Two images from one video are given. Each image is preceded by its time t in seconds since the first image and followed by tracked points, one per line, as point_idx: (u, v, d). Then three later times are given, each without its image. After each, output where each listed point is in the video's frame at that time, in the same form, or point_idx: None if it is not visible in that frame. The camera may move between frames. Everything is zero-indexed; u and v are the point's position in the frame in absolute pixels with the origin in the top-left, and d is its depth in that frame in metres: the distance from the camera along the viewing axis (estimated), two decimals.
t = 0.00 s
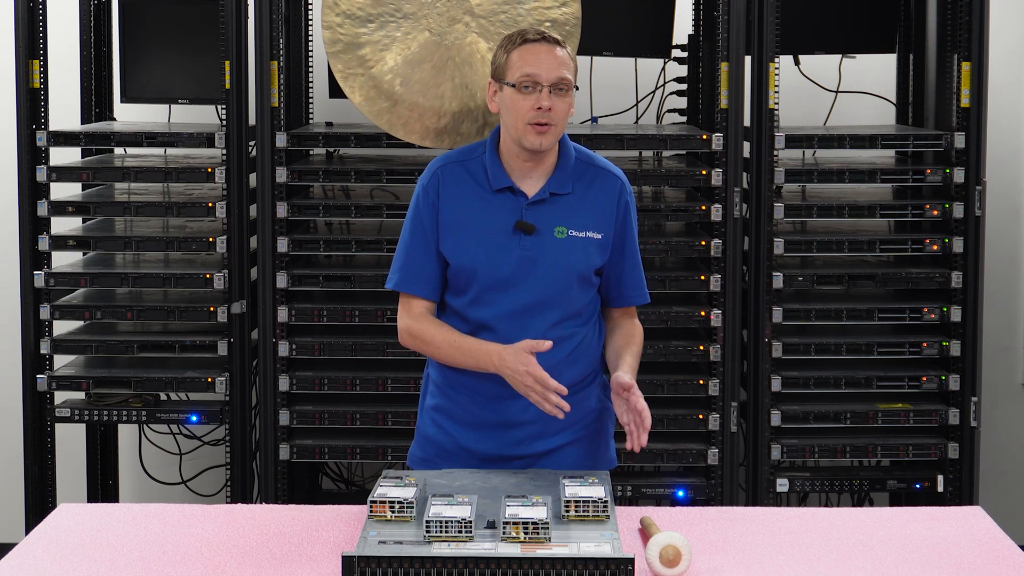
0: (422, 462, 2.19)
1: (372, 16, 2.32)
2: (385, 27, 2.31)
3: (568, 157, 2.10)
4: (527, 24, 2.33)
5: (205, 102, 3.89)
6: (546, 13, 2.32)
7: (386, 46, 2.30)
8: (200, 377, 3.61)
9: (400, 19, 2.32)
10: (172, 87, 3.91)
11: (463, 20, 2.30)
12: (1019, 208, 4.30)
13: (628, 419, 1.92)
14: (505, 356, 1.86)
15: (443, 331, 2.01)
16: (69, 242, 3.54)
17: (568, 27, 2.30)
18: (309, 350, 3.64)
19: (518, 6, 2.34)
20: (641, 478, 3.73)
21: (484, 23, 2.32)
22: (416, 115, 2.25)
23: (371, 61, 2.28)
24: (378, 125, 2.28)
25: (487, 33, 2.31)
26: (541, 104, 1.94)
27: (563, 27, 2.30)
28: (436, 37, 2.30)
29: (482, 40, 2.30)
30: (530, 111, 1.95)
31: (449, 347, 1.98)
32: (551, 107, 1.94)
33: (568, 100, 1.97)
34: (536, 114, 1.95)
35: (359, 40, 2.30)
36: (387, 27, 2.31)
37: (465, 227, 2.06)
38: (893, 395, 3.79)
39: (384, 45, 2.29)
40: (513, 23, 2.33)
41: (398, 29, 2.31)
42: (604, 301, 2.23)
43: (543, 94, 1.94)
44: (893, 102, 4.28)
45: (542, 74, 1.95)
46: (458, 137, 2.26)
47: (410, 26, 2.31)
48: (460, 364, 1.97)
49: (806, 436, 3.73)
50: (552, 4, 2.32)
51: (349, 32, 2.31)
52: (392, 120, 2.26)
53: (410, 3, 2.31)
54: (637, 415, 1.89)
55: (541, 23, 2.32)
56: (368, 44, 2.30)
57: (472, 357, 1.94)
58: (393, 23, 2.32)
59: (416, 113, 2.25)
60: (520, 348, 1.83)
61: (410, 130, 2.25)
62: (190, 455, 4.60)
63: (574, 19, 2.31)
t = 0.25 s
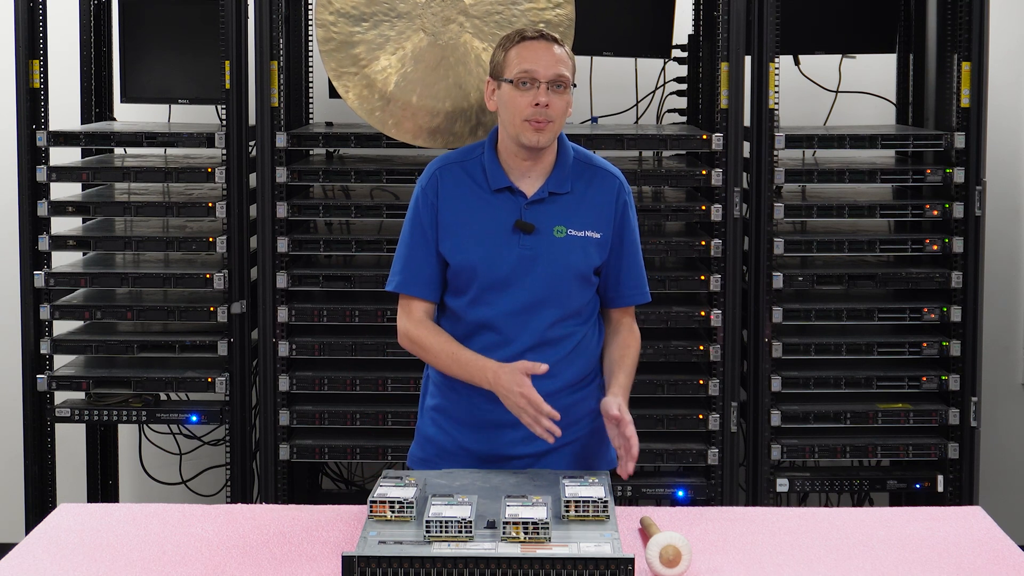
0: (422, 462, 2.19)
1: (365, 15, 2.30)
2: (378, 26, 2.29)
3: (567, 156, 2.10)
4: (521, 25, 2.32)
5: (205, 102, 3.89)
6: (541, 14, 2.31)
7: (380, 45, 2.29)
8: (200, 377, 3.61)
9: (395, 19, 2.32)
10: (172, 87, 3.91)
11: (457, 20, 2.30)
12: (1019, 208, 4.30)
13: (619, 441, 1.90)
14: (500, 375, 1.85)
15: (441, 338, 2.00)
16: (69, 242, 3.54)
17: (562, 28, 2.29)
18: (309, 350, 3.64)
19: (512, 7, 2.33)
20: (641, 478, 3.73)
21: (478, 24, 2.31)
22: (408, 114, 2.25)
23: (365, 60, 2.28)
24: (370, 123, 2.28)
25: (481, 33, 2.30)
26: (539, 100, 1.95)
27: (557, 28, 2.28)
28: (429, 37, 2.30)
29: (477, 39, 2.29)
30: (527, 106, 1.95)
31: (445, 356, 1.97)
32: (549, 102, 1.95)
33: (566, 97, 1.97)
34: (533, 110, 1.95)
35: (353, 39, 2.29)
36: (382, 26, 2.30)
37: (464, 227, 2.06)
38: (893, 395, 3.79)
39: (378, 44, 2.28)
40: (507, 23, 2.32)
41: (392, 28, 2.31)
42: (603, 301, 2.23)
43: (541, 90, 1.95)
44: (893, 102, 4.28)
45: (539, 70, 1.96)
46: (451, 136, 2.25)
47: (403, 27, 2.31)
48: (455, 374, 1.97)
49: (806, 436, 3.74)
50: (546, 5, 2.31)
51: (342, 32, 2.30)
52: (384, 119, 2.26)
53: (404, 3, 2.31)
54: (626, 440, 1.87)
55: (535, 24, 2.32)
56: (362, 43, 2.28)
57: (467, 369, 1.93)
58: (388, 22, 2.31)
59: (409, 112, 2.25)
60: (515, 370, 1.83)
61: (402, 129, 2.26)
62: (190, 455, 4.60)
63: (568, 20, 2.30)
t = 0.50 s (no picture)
0: (422, 462, 2.19)
1: (364, 15, 2.30)
2: (377, 26, 2.30)
3: (567, 156, 2.11)
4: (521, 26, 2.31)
5: (205, 102, 3.89)
6: (540, 15, 2.30)
7: (379, 46, 2.29)
8: (200, 377, 3.61)
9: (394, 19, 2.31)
10: (172, 87, 3.91)
11: (456, 20, 2.28)
12: (1019, 208, 4.30)
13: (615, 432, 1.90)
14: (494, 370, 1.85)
15: (438, 338, 2.00)
16: (69, 242, 3.54)
17: (560, 28, 2.29)
18: (309, 350, 3.64)
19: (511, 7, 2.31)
20: (641, 478, 3.73)
21: (477, 24, 2.29)
22: (407, 114, 2.25)
23: (364, 60, 2.29)
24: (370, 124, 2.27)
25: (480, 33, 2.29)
26: (538, 98, 1.95)
27: (556, 28, 2.29)
28: (428, 36, 2.29)
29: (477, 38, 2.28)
30: (527, 105, 1.96)
31: (443, 355, 1.97)
32: (548, 101, 1.95)
33: (566, 96, 1.97)
34: (532, 108, 1.96)
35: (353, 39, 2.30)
36: (381, 26, 2.31)
37: (464, 228, 2.06)
38: (893, 395, 3.79)
39: (378, 44, 2.29)
40: (506, 23, 2.30)
41: (391, 27, 2.31)
42: (603, 301, 2.23)
43: (540, 88, 1.95)
44: (893, 102, 4.28)
45: (539, 68, 1.96)
46: (449, 135, 2.25)
47: (403, 27, 2.30)
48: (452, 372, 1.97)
49: (806, 436, 3.74)
50: (545, 6, 2.31)
51: (341, 31, 2.31)
52: (383, 119, 2.25)
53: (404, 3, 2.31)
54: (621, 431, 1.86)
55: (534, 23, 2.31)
56: (361, 43, 2.29)
57: (463, 367, 1.93)
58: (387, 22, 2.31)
59: (407, 112, 2.25)
60: (511, 365, 1.81)
61: (400, 128, 2.25)
62: (190, 455, 4.60)
63: (566, 21, 2.30)
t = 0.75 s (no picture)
0: (424, 462, 2.19)
1: (368, 15, 2.29)
2: (382, 26, 2.29)
3: (567, 156, 2.11)
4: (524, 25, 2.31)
5: (205, 102, 3.89)
6: (544, 14, 2.29)
7: (384, 47, 2.28)
8: (200, 377, 3.61)
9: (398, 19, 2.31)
10: (172, 87, 3.91)
11: (461, 20, 2.29)
12: (1019, 208, 4.30)
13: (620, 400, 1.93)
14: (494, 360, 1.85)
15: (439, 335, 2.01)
16: (69, 242, 3.54)
17: (564, 28, 2.29)
18: (309, 350, 3.64)
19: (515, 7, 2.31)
20: (642, 478, 3.73)
21: (481, 24, 2.30)
22: (412, 115, 2.26)
23: (368, 60, 2.27)
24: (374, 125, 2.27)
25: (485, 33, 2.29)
26: (534, 92, 1.96)
27: (559, 27, 2.28)
28: (433, 37, 2.29)
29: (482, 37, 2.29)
30: (523, 100, 1.96)
31: (444, 350, 1.98)
32: (544, 93, 1.95)
33: (561, 89, 1.98)
34: (529, 103, 1.96)
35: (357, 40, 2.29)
36: (385, 27, 2.30)
37: (465, 228, 2.06)
38: (893, 395, 3.79)
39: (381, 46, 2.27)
40: (510, 23, 2.30)
41: (396, 28, 2.30)
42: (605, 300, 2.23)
43: (535, 82, 1.96)
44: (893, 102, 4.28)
45: (531, 63, 1.98)
46: (454, 135, 2.27)
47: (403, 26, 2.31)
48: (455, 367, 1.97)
49: (806, 436, 3.74)
50: (548, 4, 2.29)
51: (345, 32, 2.29)
52: (388, 120, 2.25)
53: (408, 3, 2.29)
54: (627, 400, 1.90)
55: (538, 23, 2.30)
56: (365, 43, 2.28)
57: (464, 362, 1.94)
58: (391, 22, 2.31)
59: (413, 113, 2.26)
60: (508, 350, 1.82)
61: (406, 129, 2.25)
62: (190, 455, 4.60)
63: (570, 20, 2.29)
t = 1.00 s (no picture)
0: (424, 462, 2.19)
1: (376, 17, 2.28)
2: (391, 28, 2.27)
3: (567, 154, 2.11)
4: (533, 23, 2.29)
5: (205, 102, 3.89)
6: (551, 12, 2.30)
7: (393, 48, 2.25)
8: (200, 377, 3.61)
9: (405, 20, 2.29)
10: (172, 87, 3.91)
11: (469, 21, 2.26)
12: (1018, 208, 4.30)
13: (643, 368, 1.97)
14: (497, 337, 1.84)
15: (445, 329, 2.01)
16: (69, 242, 3.54)
17: (571, 26, 2.33)
18: (309, 350, 3.64)
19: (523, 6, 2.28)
20: (642, 478, 3.73)
21: (490, 23, 2.27)
22: (422, 116, 2.28)
23: (377, 62, 2.25)
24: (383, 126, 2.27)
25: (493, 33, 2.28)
26: (513, 93, 1.97)
27: (567, 25, 2.32)
28: (442, 37, 2.27)
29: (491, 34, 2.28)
30: (505, 103, 1.97)
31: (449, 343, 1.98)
32: (524, 92, 1.96)
33: (541, 84, 1.98)
34: (512, 104, 1.97)
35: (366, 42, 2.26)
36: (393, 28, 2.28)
37: (466, 226, 2.07)
38: (893, 395, 3.79)
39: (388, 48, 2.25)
40: (520, 23, 2.27)
41: (404, 29, 2.27)
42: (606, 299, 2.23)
43: (512, 83, 1.96)
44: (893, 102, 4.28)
45: (505, 64, 1.98)
46: (462, 135, 2.32)
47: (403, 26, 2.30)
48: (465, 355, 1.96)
49: (806, 436, 3.74)
50: (556, 3, 2.30)
51: (354, 34, 2.27)
52: (398, 121, 2.26)
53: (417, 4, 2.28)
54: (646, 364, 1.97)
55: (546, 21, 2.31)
56: (374, 45, 2.26)
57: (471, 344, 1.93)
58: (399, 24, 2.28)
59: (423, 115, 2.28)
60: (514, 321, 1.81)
61: (417, 130, 2.27)
62: (190, 455, 4.60)
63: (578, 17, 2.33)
